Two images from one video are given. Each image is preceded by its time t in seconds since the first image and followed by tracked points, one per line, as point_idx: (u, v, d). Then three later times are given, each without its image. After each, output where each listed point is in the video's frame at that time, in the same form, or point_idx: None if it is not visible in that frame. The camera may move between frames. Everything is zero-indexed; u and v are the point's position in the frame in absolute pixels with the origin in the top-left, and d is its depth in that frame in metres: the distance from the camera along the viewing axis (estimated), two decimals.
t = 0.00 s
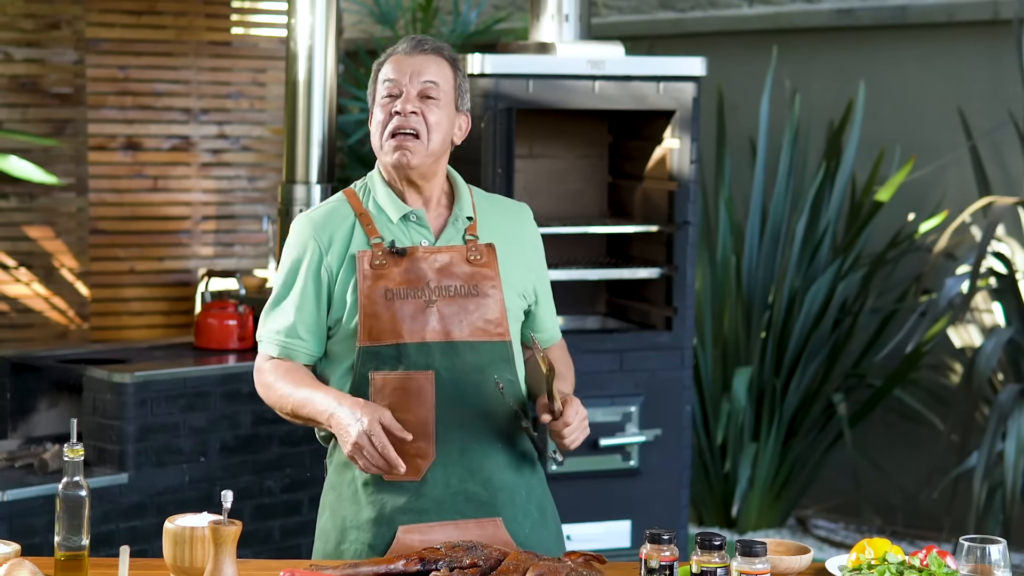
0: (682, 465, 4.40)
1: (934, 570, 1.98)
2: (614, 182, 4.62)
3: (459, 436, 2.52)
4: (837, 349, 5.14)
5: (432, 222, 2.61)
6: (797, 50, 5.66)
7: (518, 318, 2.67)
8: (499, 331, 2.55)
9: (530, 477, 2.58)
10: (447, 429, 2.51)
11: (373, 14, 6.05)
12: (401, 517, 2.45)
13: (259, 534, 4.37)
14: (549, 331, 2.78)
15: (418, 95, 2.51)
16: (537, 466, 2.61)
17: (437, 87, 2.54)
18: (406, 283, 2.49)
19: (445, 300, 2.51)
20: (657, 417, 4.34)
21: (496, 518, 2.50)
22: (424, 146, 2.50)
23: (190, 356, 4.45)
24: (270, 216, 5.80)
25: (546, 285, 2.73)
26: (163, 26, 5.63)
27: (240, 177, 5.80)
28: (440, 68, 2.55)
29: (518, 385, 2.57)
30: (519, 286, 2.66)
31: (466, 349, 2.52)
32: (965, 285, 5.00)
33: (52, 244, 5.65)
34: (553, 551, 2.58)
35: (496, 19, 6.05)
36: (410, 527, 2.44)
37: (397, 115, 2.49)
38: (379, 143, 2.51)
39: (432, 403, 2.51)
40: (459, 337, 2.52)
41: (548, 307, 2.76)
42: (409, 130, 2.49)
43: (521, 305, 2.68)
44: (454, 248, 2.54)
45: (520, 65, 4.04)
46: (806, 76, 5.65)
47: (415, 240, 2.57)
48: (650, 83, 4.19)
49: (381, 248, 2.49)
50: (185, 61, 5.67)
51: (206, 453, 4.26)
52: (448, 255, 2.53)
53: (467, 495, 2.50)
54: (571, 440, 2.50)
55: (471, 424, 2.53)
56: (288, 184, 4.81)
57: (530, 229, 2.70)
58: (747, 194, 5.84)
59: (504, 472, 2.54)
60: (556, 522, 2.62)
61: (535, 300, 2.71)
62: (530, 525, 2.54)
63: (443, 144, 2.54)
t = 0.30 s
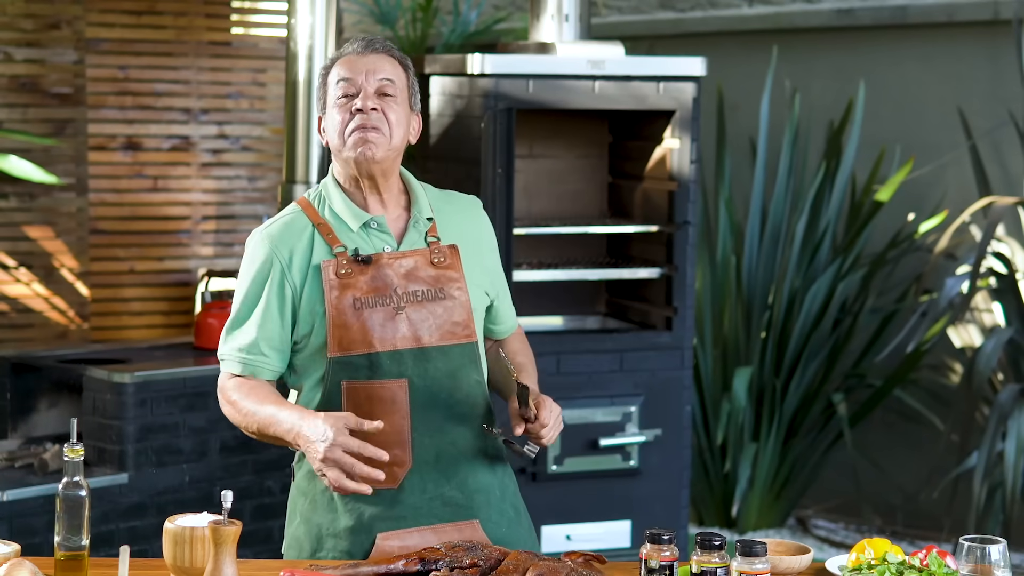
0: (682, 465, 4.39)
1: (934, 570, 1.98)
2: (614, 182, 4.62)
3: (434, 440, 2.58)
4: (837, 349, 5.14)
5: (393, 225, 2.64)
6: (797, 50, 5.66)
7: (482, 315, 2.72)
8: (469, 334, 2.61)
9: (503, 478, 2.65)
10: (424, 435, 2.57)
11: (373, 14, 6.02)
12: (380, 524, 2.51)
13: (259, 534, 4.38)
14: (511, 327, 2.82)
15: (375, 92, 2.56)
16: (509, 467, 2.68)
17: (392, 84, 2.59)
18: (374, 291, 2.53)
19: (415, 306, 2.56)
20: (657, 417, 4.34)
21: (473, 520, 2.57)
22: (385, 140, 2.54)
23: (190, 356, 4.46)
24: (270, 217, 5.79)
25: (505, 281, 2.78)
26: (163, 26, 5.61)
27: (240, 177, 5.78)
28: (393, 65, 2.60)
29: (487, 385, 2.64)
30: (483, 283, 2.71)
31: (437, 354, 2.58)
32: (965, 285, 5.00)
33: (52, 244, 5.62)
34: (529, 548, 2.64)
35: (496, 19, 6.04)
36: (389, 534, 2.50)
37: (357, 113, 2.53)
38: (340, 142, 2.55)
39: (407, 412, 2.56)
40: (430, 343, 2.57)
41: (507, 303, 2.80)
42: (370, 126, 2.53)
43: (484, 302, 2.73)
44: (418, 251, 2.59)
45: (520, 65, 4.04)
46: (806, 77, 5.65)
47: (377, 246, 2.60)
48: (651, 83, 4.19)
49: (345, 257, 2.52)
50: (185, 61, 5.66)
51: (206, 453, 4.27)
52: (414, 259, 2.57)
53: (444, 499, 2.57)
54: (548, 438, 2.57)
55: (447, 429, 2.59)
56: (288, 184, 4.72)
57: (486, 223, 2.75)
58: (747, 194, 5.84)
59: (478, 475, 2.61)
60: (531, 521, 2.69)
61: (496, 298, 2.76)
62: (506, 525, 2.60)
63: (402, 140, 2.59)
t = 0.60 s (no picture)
0: (682, 465, 4.39)
1: (934, 570, 1.98)
2: (614, 183, 4.62)
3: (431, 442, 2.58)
4: (837, 349, 5.14)
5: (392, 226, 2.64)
6: (797, 50, 5.66)
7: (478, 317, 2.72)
8: (467, 334, 2.61)
9: (497, 480, 2.66)
10: (421, 437, 2.57)
11: (373, 14, 6.02)
12: (378, 526, 2.51)
13: (259, 534, 4.39)
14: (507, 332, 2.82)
15: (377, 87, 2.56)
16: (502, 468, 2.69)
17: (394, 80, 2.60)
18: (371, 292, 2.53)
19: (412, 306, 2.56)
20: (657, 417, 4.34)
21: (469, 522, 2.58)
22: (386, 136, 2.54)
23: (190, 356, 4.47)
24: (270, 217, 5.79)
25: (501, 284, 2.78)
26: (163, 26, 5.61)
27: (240, 177, 5.78)
28: (395, 62, 2.61)
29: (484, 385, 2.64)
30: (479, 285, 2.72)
31: (435, 355, 2.58)
32: (965, 285, 5.01)
33: (52, 244, 5.61)
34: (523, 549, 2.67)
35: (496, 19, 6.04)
36: (387, 536, 2.50)
37: (358, 107, 2.54)
38: (341, 137, 2.55)
39: (406, 414, 2.56)
40: (427, 344, 2.57)
41: (504, 306, 2.80)
42: (370, 122, 2.53)
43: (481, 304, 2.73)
44: (416, 251, 2.59)
45: (520, 65, 4.04)
46: (806, 77, 5.65)
47: (375, 246, 2.60)
48: (651, 83, 4.20)
49: (342, 257, 2.52)
50: (185, 61, 5.65)
51: (206, 453, 4.27)
52: (411, 259, 2.57)
53: (441, 501, 2.57)
54: (538, 443, 2.56)
55: (444, 430, 2.59)
56: (288, 183, 4.71)
57: (482, 225, 2.76)
58: (747, 194, 5.84)
59: (474, 476, 2.62)
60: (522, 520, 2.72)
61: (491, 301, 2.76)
62: (500, 525, 2.62)
63: (402, 137, 2.59)
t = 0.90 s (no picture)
0: (682, 465, 4.39)
1: (934, 570, 1.98)
2: (614, 183, 4.62)
3: (434, 443, 2.58)
4: (837, 349, 5.14)
5: (393, 227, 2.64)
6: (797, 50, 5.66)
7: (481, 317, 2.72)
8: (469, 335, 2.61)
9: (499, 480, 2.67)
10: (423, 438, 2.57)
11: (374, 14, 6.02)
12: (380, 528, 2.51)
13: (259, 534, 4.39)
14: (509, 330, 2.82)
15: (377, 87, 2.56)
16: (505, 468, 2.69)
17: (395, 80, 2.59)
18: (372, 293, 2.53)
19: (412, 307, 2.56)
20: (657, 417, 4.34)
21: (471, 524, 2.58)
22: (386, 137, 2.54)
23: (190, 356, 4.47)
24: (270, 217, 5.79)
25: (504, 282, 2.78)
26: (163, 26, 5.61)
27: (240, 177, 5.78)
28: (397, 62, 2.61)
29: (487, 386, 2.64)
30: (483, 287, 2.72)
31: (435, 356, 2.58)
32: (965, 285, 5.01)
33: (52, 244, 5.61)
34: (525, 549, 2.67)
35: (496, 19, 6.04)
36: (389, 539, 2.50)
37: (358, 107, 2.54)
38: (340, 137, 2.55)
39: (407, 416, 2.56)
40: (428, 346, 2.57)
41: (506, 306, 2.80)
42: (370, 122, 2.53)
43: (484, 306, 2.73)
44: (416, 252, 2.59)
45: (519, 65, 4.04)
46: (806, 76, 5.65)
47: (375, 247, 2.60)
48: (650, 83, 4.19)
49: (342, 259, 2.52)
50: (185, 61, 5.65)
51: (206, 453, 4.27)
52: (412, 260, 2.57)
53: (443, 502, 2.57)
54: (542, 443, 2.56)
55: (445, 432, 2.59)
56: (288, 183, 4.71)
57: (485, 224, 2.75)
58: (747, 194, 5.84)
59: (476, 478, 2.62)
60: (524, 520, 2.72)
61: (495, 302, 2.77)
62: (502, 526, 2.63)
63: (402, 137, 2.59)
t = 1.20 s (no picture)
0: (682, 465, 4.39)
1: (934, 570, 1.98)
2: (615, 183, 4.62)
3: (433, 445, 2.58)
4: (837, 349, 5.14)
5: (391, 229, 2.64)
6: (797, 50, 5.66)
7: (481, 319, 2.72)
8: (467, 337, 2.62)
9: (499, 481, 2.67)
10: (421, 441, 2.58)
11: (374, 15, 6.01)
12: (378, 530, 2.52)
13: (259, 534, 4.39)
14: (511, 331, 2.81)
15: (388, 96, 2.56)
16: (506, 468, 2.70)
17: (407, 89, 2.60)
18: (369, 295, 2.53)
19: (409, 309, 2.56)
20: (657, 417, 4.34)
21: (470, 525, 2.59)
22: (393, 149, 2.55)
23: (190, 357, 4.47)
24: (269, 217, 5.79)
25: (505, 284, 2.77)
26: (163, 26, 5.61)
27: (240, 177, 5.78)
28: (409, 70, 2.61)
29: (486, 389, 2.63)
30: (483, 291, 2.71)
31: (432, 358, 2.58)
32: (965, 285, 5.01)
33: (52, 244, 5.60)
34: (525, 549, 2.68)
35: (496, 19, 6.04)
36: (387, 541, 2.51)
37: (368, 115, 2.54)
38: (348, 142, 2.55)
39: (404, 417, 2.57)
40: (425, 348, 2.57)
41: (509, 308, 2.80)
42: (379, 132, 2.54)
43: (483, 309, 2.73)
44: (415, 254, 2.59)
45: (519, 65, 4.04)
46: (806, 76, 5.65)
47: (371, 248, 2.60)
48: (650, 83, 4.19)
49: (339, 261, 2.52)
50: (185, 61, 5.65)
51: (206, 453, 4.27)
52: (410, 262, 2.57)
53: (442, 505, 2.58)
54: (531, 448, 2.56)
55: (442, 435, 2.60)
56: (289, 183, 4.69)
57: (486, 224, 2.75)
58: (747, 194, 5.84)
59: (475, 480, 2.62)
60: (526, 521, 2.73)
61: (496, 304, 2.76)
62: (502, 527, 2.64)
63: (408, 148, 2.59)
